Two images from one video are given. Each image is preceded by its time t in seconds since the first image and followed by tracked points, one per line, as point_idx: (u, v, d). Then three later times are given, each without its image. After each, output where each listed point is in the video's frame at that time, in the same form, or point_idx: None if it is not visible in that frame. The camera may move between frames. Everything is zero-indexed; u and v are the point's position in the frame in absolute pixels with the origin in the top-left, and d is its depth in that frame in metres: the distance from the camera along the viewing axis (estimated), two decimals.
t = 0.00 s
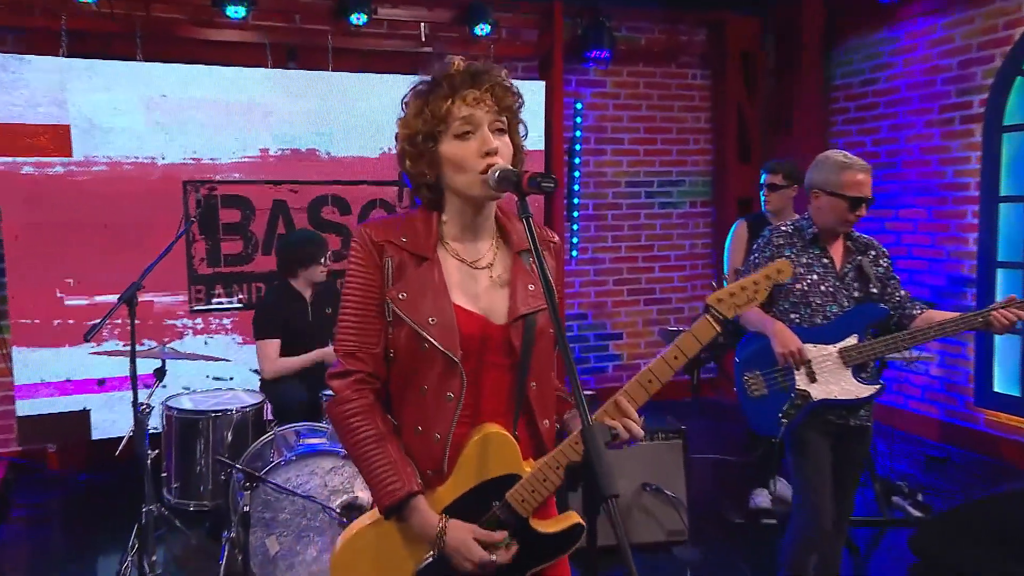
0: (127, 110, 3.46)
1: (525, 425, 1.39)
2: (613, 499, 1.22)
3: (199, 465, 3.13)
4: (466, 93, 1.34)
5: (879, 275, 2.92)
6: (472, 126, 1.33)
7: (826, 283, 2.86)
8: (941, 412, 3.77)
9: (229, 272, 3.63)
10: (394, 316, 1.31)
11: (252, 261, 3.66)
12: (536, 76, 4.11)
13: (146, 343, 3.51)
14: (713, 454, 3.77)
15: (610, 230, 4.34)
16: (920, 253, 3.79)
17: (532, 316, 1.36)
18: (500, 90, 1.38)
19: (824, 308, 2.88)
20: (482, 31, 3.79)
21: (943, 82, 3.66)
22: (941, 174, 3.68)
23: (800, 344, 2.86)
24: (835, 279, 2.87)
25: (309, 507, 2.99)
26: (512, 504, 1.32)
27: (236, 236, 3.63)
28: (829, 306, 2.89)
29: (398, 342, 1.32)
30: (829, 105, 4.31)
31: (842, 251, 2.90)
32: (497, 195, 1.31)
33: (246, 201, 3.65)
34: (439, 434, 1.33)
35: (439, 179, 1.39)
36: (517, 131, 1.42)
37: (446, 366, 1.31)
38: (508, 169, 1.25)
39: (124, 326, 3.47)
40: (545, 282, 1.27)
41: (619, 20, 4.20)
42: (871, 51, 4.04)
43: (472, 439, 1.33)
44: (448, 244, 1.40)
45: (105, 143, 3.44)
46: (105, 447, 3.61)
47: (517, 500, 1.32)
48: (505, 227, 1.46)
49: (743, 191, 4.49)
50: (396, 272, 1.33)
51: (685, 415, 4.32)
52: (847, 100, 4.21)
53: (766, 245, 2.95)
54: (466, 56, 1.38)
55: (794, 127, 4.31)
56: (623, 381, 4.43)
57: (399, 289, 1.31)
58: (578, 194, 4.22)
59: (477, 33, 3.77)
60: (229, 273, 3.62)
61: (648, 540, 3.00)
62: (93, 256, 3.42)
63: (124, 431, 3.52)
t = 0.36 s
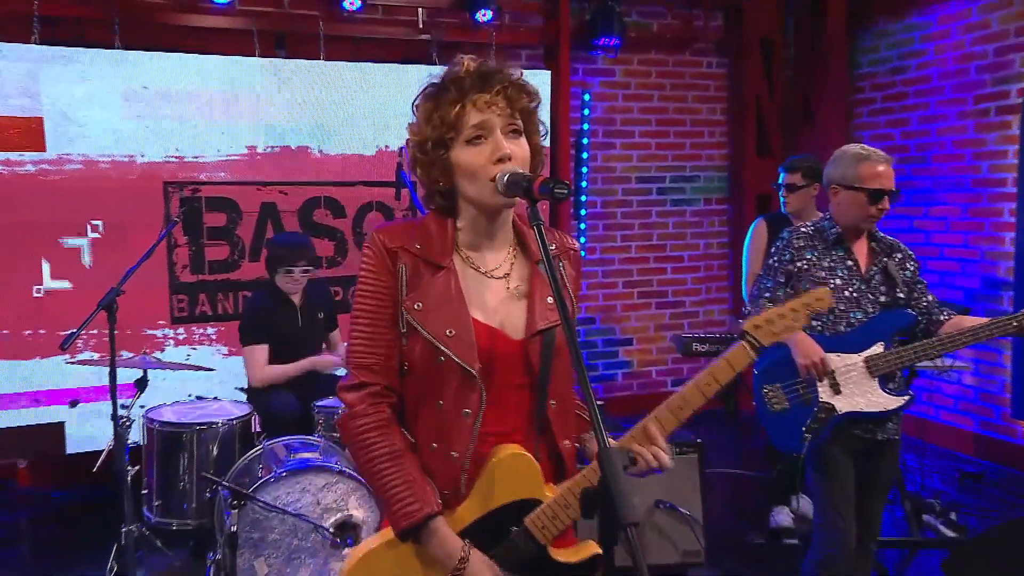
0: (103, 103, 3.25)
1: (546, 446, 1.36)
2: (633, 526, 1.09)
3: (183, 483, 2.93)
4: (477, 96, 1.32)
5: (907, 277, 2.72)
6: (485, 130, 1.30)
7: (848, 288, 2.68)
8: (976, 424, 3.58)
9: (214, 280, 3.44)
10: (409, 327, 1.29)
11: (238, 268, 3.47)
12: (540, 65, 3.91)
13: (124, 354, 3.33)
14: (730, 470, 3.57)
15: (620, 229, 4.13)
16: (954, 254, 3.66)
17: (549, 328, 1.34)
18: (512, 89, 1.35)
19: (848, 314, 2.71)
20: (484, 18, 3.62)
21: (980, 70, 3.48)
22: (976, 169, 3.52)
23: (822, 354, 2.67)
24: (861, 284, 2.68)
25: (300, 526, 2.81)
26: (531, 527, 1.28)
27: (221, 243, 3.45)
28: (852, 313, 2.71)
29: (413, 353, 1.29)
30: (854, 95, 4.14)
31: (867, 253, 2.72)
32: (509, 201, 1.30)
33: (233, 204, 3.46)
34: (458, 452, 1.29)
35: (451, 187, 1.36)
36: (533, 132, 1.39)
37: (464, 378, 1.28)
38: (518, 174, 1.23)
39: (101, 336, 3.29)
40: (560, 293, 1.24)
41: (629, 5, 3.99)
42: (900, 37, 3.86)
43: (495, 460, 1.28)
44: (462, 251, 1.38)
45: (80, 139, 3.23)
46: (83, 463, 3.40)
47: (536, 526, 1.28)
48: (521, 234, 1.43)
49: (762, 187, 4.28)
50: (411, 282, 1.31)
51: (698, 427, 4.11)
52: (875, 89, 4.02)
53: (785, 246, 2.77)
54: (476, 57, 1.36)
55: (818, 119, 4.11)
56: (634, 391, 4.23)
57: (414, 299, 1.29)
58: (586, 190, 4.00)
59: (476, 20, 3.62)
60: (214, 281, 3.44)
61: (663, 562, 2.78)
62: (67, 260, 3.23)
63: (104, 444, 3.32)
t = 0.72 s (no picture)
0: (74, 92, 3.04)
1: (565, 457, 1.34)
2: (649, 557, 1.03)
3: (162, 501, 2.74)
4: (488, 84, 1.29)
5: (936, 284, 2.59)
6: (491, 119, 1.28)
7: (874, 294, 2.54)
8: (1013, 437, 3.39)
9: (195, 282, 3.24)
10: (404, 345, 1.29)
11: (220, 270, 3.27)
12: (545, 53, 3.71)
13: (99, 363, 3.15)
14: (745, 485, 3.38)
15: (630, 228, 3.93)
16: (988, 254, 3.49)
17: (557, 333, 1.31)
18: (525, 81, 1.31)
19: (874, 322, 2.55)
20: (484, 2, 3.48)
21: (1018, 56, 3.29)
22: (1014, 164, 3.34)
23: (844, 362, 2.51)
24: (886, 290, 2.54)
25: (290, 548, 2.60)
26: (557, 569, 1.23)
27: (202, 242, 3.25)
28: (878, 321, 2.55)
29: (410, 370, 1.29)
30: (879, 84, 3.97)
31: (893, 258, 2.59)
32: (512, 206, 1.26)
33: (213, 201, 3.26)
34: (472, 469, 1.30)
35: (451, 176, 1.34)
36: (540, 127, 1.36)
37: (466, 391, 1.27)
38: (528, 180, 1.17)
39: (72, 344, 3.09)
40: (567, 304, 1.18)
41: None
42: (932, 21, 3.67)
43: (534, 487, 1.27)
44: (459, 250, 1.37)
45: (50, 132, 3.02)
46: (57, 480, 3.20)
47: (563, 569, 1.23)
48: (524, 236, 1.42)
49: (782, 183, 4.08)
50: (401, 299, 1.31)
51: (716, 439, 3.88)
52: (905, 78, 3.85)
53: (805, 248, 2.64)
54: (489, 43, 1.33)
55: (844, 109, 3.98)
56: (644, 400, 4.04)
57: (406, 315, 1.28)
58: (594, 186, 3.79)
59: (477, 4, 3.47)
60: (194, 284, 3.24)
61: None
62: (37, 262, 3.04)
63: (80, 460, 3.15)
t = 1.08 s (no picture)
0: (48, 81, 2.89)
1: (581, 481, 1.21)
2: None
3: (139, 522, 2.55)
4: (494, 96, 1.20)
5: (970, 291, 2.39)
6: (498, 131, 1.18)
7: (903, 300, 2.33)
8: None
9: (178, 279, 3.05)
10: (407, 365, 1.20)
11: (206, 265, 3.09)
12: (549, 40, 3.51)
13: (76, 368, 2.94)
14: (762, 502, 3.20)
15: (639, 228, 3.73)
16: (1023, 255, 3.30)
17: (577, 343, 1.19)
18: (534, 90, 1.21)
19: (902, 330, 2.34)
20: None
21: None
22: None
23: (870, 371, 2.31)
24: (916, 296, 2.34)
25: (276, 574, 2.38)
26: None
27: (186, 237, 3.06)
28: (906, 329, 2.35)
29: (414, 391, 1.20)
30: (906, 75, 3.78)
31: (924, 261, 2.39)
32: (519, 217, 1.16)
33: (199, 193, 3.08)
34: (478, 493, 1.20)
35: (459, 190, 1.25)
36: (555, 138, 1.25)
37: (469, 412, 1.17)
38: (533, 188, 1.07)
39: (47, 346, 2.89)
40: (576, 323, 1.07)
41: None
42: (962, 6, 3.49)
43: (543, 517, 1.20)
44: (467, 261, 1.26)
45: (24, 122, 2.87)
46: (31, 496, 3.01)
47: None
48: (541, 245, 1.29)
49: (802, 179, 3.90)
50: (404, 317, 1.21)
51: (725, 456, 3.68)
52: (934, 66, 3.65)
53: (829, 250, 2.43)
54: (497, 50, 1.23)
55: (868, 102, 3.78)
56: (654, 411, 3.85)
57: (406, 333, 1.19)
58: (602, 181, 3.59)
59: None
60: (178, 281, 3.05)
61: None
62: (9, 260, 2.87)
63: (53, 477, 2.97)
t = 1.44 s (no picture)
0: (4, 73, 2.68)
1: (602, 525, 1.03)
2: None
3: (102, 547, 2.36)
4: (488, 105, 1.05)
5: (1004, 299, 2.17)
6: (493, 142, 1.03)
7: (925, 312, 2.15)
8: None
9: (150, 286, 2.86)
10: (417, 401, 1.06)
11: (177, 272, 2.89)
12: (546, 27, 3.33)
13: (39, 380, 2.76)
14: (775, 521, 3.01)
15: (643, 228, 3.55)
16: None
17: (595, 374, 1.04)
18: (534, 96, 1.06)
19: (924, 344, 2.16)
20: None
21: None
22: None
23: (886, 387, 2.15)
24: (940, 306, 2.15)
25: None
26: None
27: (159, 240, 2.87)
28: (930, 342, 2.17)
29: (426, 430, 1.06)
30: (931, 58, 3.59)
31: (949, 269, 2.19)
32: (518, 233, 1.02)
33: (172, 193, 2.88)
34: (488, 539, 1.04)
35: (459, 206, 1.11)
36: (560, 148, 1.09)
37: (474, 451, 1.03)
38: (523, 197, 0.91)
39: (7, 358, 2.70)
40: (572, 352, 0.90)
41: None
42: None
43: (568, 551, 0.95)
44: (475, 285, 1.12)
45: None
46: None
47: None
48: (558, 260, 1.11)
49: (816, 176, 3.72)
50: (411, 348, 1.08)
51: (735, 471, 3.54)
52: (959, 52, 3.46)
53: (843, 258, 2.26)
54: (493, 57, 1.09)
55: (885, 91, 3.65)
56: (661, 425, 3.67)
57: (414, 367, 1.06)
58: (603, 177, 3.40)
59: None
60: (149, 288, 2.86)
61: None
62: None
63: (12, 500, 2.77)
